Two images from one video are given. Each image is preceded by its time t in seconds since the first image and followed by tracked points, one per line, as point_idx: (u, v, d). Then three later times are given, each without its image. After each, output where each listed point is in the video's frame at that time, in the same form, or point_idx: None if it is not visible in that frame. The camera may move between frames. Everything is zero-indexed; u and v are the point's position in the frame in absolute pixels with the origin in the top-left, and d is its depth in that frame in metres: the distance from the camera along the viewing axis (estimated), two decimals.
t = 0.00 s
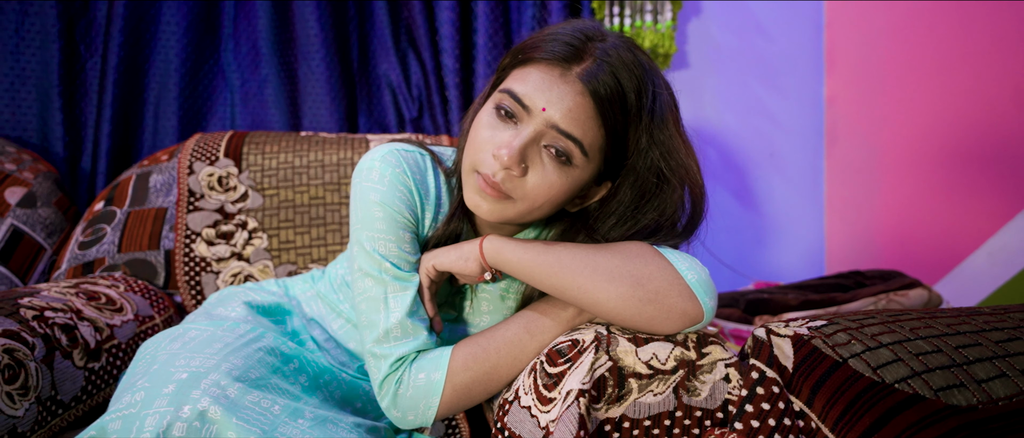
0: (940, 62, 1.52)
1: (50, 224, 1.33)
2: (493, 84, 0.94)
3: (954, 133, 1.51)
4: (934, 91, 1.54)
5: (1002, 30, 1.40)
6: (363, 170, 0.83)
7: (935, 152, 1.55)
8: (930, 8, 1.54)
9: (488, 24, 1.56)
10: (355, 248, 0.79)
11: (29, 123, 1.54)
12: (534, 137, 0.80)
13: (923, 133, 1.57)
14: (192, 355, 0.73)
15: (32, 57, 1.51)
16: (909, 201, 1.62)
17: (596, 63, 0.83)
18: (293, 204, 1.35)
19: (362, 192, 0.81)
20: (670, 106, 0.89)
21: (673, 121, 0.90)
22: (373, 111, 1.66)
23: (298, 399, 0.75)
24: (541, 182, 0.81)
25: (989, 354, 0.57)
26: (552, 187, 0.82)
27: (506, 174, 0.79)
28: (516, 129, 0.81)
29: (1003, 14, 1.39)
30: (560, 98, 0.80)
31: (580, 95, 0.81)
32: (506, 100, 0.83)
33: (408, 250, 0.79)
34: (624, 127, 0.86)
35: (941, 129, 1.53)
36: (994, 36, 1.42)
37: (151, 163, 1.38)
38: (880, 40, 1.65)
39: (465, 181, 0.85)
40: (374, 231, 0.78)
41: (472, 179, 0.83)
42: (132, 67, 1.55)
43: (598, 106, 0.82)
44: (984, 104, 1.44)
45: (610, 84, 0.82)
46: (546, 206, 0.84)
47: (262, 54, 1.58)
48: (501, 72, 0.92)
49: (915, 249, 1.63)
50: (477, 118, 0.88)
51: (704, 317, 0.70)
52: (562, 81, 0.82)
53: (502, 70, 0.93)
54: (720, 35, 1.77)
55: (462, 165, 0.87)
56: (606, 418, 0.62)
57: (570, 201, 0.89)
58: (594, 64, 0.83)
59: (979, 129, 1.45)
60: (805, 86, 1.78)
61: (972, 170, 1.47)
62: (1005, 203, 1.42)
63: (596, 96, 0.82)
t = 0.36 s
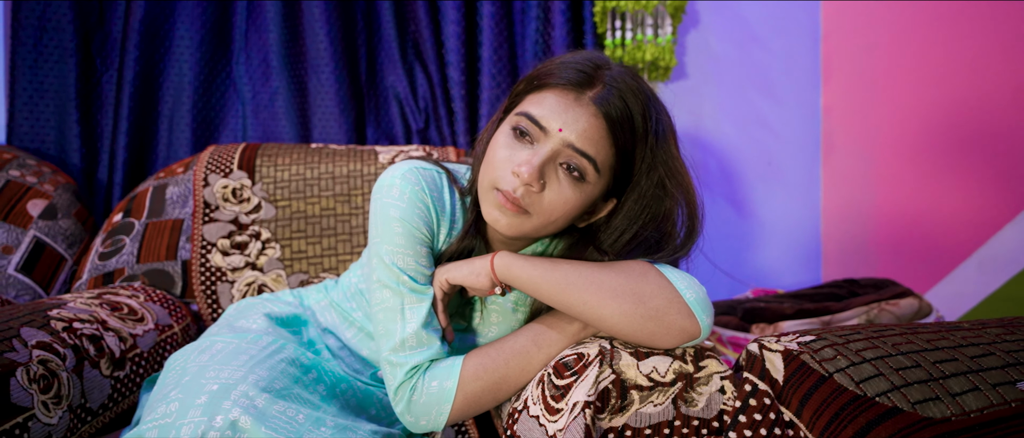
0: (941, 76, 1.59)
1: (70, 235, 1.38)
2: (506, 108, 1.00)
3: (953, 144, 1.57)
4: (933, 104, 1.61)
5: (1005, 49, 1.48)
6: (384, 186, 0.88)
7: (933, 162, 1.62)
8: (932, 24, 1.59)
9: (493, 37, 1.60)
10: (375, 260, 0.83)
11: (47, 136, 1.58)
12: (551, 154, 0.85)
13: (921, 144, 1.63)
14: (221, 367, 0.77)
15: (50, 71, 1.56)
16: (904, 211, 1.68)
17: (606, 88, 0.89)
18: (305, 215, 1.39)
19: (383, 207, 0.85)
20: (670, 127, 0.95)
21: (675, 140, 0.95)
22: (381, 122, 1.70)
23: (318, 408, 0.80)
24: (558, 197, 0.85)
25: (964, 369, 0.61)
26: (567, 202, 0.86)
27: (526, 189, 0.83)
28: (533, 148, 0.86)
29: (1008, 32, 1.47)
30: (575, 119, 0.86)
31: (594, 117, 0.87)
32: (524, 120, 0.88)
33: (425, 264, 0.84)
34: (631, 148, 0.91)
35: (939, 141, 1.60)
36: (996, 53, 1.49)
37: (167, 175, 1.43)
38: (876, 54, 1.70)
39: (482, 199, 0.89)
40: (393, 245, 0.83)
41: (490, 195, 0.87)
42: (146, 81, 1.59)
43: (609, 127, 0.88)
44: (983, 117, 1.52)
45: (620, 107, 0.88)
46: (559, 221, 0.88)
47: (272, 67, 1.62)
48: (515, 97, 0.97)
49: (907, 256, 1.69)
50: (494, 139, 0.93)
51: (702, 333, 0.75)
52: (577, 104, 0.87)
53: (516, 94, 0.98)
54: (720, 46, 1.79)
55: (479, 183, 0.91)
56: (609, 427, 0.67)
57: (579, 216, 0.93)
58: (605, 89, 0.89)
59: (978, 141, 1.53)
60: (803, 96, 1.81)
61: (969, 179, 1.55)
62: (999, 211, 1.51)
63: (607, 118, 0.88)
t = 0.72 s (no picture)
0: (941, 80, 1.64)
1: (90, 240, 1.44)
2: (507, 119, 1.05)
3: (949, 147, 1.64)
4: (930, 108, 1.66)
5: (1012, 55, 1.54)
6: (394, 193, 0.93)
7: (928, 164, 1.67)
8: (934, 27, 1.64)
9: (495, 48, 1.65)
10: (386, 262, 0.89)
11: (65, 144, 1.63)
12: (555, 155, 0.90)
13: (917, 147, 1.69)
14: (243, 368, 0.82)
15: (67, 81, 1.62)
16: (894, 215, 1.74)
17: (602, 94, 0.95)
18: (315, 220, 1.44)
19: (394, 212, 0.91)
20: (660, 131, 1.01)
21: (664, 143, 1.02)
22: (387, 129, 1.75)
23: (333, 405, 0.85)
24: (563, 194, 0.91)
25: (931, 367, 0.67)
26: (571, 199, 0.91)
27: (533, 187, 0.88)
28: (538, 149, 0.91)
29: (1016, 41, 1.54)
30: (576, 122, 0.91)
31: (593, 120, 0.92)
32: (528, 125, 0.93)
33: (432, 266, 0.90)
34: (626, 148, 0.97)
35: (936, 143, 1.66)
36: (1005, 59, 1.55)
37: (182, 182, 1.48)
38: (869, 59, 1.74)
39: (491, 199, 0.93)
40: (403, 248, 0.88)
41: (498, 195, 0.91)
42: (161, 91, 1.65)
43: (607, 129, 0.94)
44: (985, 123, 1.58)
45: (616, 111, 0.94)
46: (564, 218, 0.93)
47: (282, 76, 1.67)
48: (518, 106, 1.02)
49: (898, 257, 1.75)
50: (499, 146, 0.98)
51: (691, 335, 0.80)
52: (576, 108, 0.93)
53: (518, 104, 1.04)
54: (715, 53, 1.82)
55: (487, 186, 0.95)
56: (606, 421, 0.72)
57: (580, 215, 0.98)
58: (602, 95, 0.95)
59: (976, 149, 1.60)
60: (796, 104, 1.82)
61: (962, 182, 1.63)
62: (988, 213, 1.60)
63: (604, 120, 0.94)
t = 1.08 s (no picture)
0: (940, 80, 1.62)
1: (107, 242, 1.48)
2: (510, 125, 1.10)
3: (936, 148, 1.64)
4: (927, 109, 1.66)
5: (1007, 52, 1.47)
6: (403, 200, 0.98)
7: (924, 166, 1.67)
8: (937, 27, 1.63)
9: (499, 54, 1.70)
10: (397, 266, 0.94)
11: (81, 148, 1.69)
12: (563, 148, 0.96)
13: (908, 149, 1.70)
14: (265, 362, 0.87)
15: (83, 87, 1.67)
16: (888, 215, 1.76)
17: (602, 94, 1.02)
18: (325, 222, 1.49)
19: (403, 219, 0.96)
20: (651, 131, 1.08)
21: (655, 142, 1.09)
22: (393, 134, 1.79)
23: (348, 400, 0.90)
24: (573, 185, 0.96)
25: (910, 363, 0.72)
26: (580, 190, 0.96)
27: (547, 177, 0.93)
28: (547, 145, 0.96)
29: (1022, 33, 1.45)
30: (580, 118, 0.98)
31: (596, 116, 0.99)
32: (535, 124, 0.99)
33: (441, 268, 0.94)
34: (625, 145, 1.03)
35: (931, 145, 1.65)
36: None
37: (195, 185, 1.53)
38: (864, 62, 1.78)
39: (501, 194, 0.97)
40: (413, 251, 0.93)
41: (510, 188, 0.95)
42: (173, 96, 1.69)
43: (608, 125, 1.01)
44: (978, 124, 1.54)
45: (616, 108, 1.01)
46: (574, 210, 0.97)
47: (291, 82, 1.72)
48: (520, 112, 1.08)
49: (892, 258, 1.77)
50: (505, 148, 1.02)
51: (686, 332, 0.84)
52: (580, 107, 1.00)
53: (519, 111, 1.09)
54: (712, 59, 1.86)
55: (496, 185, 1.00)
56: (607, 413, 0.77)
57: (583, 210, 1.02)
58: (601, 95, 1.02)
59: (960, 151, 1.59)
60: (792, 108, 1.88)
61: (953, 184, 1.61)
62: (977, 217, 1.58)
63: (605, 118, 1.00)
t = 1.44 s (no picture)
0: (941, 84, 1.72)
1: (128, 241, 1.53)
2: (521, 130, 1.15)
3: (937, 150, 1.73)
4: (928, 111, 1.74)
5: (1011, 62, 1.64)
6: (423, 202, 1.03)
7: (922, 166, 1.75)
8: (940, 33, 1.72)
9: (506, 58, 1.74)
10: (418, 265, 0.99)
11: (100, 150, 1.73)
12: (578, 146, 1.01)
13: (907, 151, 1.78)
14: (293, 355, 0.92)
15: (102, 90, 1.71)
16: (885, 216, 1.82)
17: (611, 97, 1.07)
18: (339, 222, 1.53)
19: (424, 220, 1.01)
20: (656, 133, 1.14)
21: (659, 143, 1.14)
22: (403, 136, 1.83)
23: (370, 390, 0.95)
24: (589, 182, 1.00)
25: (903, 353, 0.77)
26: (595, 185, 1.01)
27: (564, 173, 0.98)
28: (562, 144, 1.01)
29: None
30: (592, 119, 1.03)
31: (607, 117, 1.05)
32: (550, 125, 1.04)
33: (459, 267, 0.99)
34: (634, 144, 1.08)
35: (932, 148, 1.74)
36: None
37: (213, 186, 1.58)
38: (863, 65, 1.82)
39: (519, 193, 1.01)
40: (434, 251, 0.98)
41: (528, 185, 1.00)
42: (190, 99, 1.74)
43: (619, 126, 1.06)
44: (981, 126, 1.67)
45: (625, 110, 1.07)
46: (589, 206, 1.02)
47: (303, 85, 1.76)
48: (533, 118, 1.13)
49: (888, 257, 1.83)
50: (520, 151, 1.07)
51: (693, 324, 0.89)
52: (591, 108, 1.05)
53: (530, 117, 1.14)
54: (715, 62, 1.90)
55: (512, 185, 1.04)
56: (618, 402, 0.81)
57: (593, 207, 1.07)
58: (610, 98, 1.07)
59: (962, 154, 1.70)
60: (792, 110, 1.91)
61: (952, 183, 1.71)
62: (975, 215, 1.69)
63: (615, 119, 1.05)
